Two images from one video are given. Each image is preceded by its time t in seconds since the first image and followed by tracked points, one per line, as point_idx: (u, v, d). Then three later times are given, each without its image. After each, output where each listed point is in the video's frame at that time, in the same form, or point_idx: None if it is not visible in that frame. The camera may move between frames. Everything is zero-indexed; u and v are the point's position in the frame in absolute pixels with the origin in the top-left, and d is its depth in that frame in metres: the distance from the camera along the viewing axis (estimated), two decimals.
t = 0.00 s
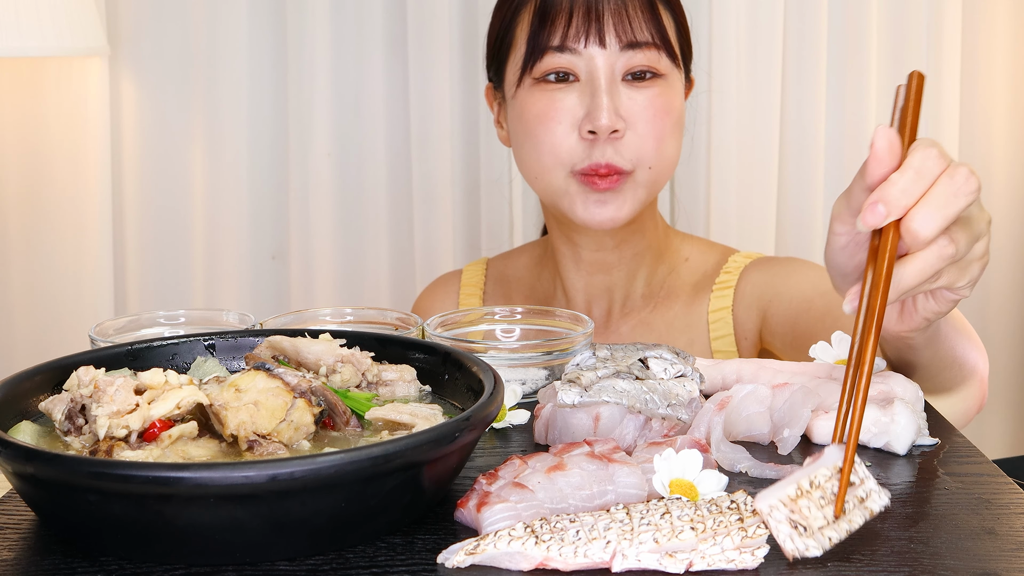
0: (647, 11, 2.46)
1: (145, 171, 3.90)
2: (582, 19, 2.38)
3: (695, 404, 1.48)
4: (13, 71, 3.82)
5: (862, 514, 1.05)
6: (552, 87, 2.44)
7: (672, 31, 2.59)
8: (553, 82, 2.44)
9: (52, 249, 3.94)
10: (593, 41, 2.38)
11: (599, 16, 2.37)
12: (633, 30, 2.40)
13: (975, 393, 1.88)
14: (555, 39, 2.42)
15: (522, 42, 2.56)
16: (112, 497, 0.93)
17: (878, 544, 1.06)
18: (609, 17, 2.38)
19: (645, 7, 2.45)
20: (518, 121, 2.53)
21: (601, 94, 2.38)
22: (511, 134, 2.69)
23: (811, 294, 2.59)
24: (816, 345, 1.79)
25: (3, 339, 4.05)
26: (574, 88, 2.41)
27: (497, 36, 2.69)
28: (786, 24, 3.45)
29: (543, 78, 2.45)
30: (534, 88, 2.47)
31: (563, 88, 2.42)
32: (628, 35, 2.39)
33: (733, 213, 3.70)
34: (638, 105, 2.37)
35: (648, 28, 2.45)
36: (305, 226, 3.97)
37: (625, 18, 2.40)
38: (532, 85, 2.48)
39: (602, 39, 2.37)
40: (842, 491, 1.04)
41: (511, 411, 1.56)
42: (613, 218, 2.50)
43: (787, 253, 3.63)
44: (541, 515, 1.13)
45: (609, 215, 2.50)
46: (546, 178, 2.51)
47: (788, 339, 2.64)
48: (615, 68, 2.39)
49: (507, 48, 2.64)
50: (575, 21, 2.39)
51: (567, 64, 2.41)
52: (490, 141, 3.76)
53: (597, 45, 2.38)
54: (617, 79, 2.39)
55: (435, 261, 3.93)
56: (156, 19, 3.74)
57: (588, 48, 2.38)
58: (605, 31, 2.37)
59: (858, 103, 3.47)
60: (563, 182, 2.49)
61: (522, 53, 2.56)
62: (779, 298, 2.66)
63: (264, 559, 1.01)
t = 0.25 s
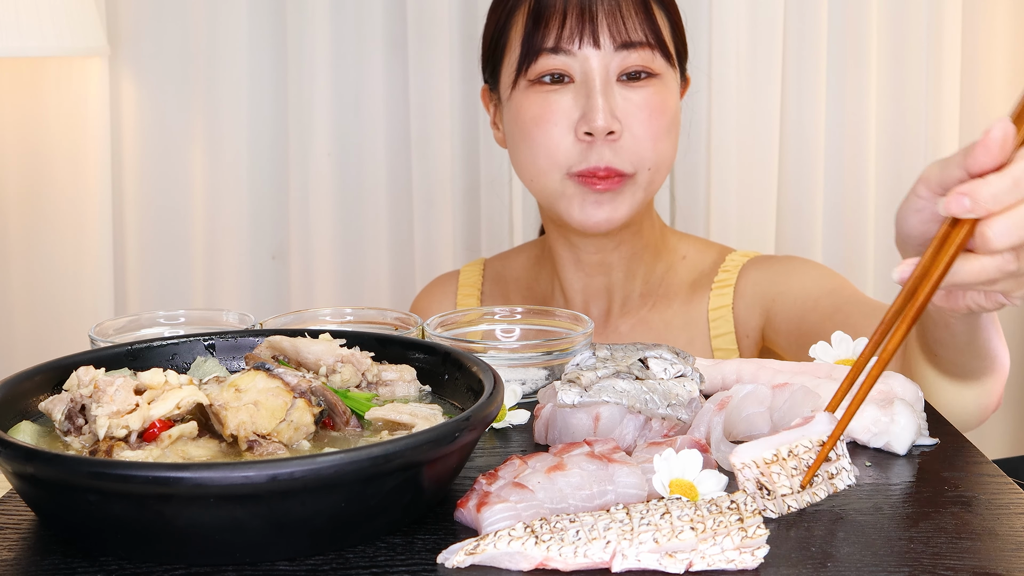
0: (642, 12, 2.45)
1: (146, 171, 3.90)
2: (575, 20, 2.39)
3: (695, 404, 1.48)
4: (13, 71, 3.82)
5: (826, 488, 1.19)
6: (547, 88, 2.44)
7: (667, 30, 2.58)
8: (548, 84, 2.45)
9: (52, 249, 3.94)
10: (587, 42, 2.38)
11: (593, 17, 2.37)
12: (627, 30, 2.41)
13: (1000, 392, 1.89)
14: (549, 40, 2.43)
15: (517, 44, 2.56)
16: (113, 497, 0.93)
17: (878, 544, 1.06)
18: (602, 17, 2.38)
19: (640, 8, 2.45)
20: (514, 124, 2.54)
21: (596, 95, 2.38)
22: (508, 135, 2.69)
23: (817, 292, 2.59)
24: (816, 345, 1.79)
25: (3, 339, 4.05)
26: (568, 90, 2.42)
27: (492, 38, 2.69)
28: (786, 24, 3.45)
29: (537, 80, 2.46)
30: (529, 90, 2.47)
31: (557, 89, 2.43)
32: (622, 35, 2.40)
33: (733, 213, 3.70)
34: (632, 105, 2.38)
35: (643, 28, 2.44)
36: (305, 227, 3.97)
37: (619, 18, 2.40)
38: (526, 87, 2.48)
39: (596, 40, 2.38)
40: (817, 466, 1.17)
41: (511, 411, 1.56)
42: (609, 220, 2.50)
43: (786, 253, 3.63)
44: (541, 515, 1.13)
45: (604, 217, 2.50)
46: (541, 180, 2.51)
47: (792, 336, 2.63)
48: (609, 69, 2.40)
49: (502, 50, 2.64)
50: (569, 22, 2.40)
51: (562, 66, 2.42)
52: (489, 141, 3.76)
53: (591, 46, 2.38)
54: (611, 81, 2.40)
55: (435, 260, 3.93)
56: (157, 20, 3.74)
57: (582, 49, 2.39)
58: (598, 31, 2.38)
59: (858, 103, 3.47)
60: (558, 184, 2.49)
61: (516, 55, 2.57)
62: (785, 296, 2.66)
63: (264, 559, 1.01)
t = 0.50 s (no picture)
0: (642, 11, 2.45)
1: (146, 171, 3.90)
2: (575, 19, 2.39)
3: (695, 404, 1.48)
4: (12, 71, 3.82)
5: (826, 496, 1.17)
6: (547, 88, 2.44)
7: (666, 29, 2.58)
8: (548, 84, 2.45)
9: (52, 249, 3.94)
10: (587, 40, 2.38)
11: (593, 16, 2.37)
12: (626, 29, 2.41)
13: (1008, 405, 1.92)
14: (549, 39, 2.42)
15: (517, 44, 2.56)
16: (113, 497, 0.93)
17: (878, 544, 1.06)
18: (602, 16, 2.38)
19: (640, 7, 2.45)
20: (515, 123, 2.54)
21: (596, 93, 2.38)
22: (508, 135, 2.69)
23: (821, 297, 2.62)
24: (816, 345, 1.79)
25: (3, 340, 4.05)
26: (569, 88, 2.42)
27: (492, 38, 2.69)
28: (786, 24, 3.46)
29: (538, 80, 2.46)
30: (530, 89, 2.47)
31: (557, 89, 2.43)
32: (622, 34, 2.39)
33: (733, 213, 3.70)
34: (632, 104, 2.37)
35: (642, 27, 2.44)
36: (305, 226, 3.97)
37: (619, 17, 2.40)
38: (528, 86, 2.48)
39: (596, 38, 2.37)
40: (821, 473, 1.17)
41: (511, 411, 1.56)
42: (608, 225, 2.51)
43: (787, 253, 3.63)
44: (541, 515, 1.13)
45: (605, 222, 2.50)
46: (543, 183, 2.52)
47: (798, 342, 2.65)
48: (610, 67, 2.39)
49: (502, 50, 2.64)
50: (569, 21, 2.40)
51: (562, 65, 2.42)
52: (489, 140, 3.76)
53: (591, 44, 2.38)
54: (611, 79, 2.39)
55: (435, 260, 3.93)
56: (156, 19, 3.74)
57: (582, 48, 2.39)
58: (599, 30, 2.37)
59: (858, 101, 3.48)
60: (559, 183, 2.49)
61: (517, 54, 2.57)
62: (793, 300, 2.67)
63: (264, 559, 1.01)
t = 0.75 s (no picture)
0: (643, 9, 2.45)
1: (146, 171, 3.90)
2: (577, 17, 2.38)
3: (695, 404, 1.48)
4: (12, 71, 3.82)
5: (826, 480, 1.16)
6: (549, 85, 2.43)
7: (667, 28, 2.58)
8: (550, 82, 2.44)
9: (52, 249, 3.94)
10: (589, 38, 2.37)
11: (594, 15, 2.37)
12: (628, 27, 2.40)
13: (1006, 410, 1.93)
14: (551, 38, 2.42)
15: (519, 43, 2.56)
16: (112, 497, 0.93)
17: (879, 544, 1.06)
18: (604, 14, 2.38)
19: (641, 6, 2.45)
20: (517, 121, 2.53)
21: (598, 91, 2.37)
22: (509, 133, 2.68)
23: (822, 300, 2.60)
24: (816, 345, 1.79)
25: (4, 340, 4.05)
26: (571, 87, 2.41)
27: (494, 37, 2.69)
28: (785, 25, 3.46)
29: (541, 78, 2.45)
30: (532, 88, 2.47)
31: (559, 86, 2.42)
32: (624, 32, 2.39)
33: (733, 213, 3.70)
34: (634, 102, 2.37)
35: (643, 25, 2.44)
36: (305, 226, 3.96)
37: (620, 15, 2.40)
38: (530, 84, 2.47)
39: (597, 36, 2.36)
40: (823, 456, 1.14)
41: (511, 411, 1.56)
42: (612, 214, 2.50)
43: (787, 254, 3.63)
44: (541, 515, 1.13)
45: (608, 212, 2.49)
46: (545, 176, 2.51)
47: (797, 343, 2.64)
48: (611, 65, 2.37)
49: (504, 49, 2.64)
50: (570, 20, 2.40)
51: (564, 64, 2.40)
52: (489, 140, 3.76)
53: (593, 43, 2.37)
54: (613, 77, 2.38)
55: (435, 260, 3.94)
56: (156, 19, 3.73)
57: (583, 46, 2.38)
58: (600, 28, 2.36)
59: (858, 101, 3.46)
60: (561, 182, 2.49)
61: (519, 53, 2.56)
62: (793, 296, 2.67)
63: (264, 559, 1.01)
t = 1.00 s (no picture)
0: (639, 6, 2.47)
1: (146, 170, 3.90)
2: (572, 15, 2.41)
3: (695, 404, 1.48)
4: (11, 71, 3.82)
5: (822, 415, 1.34)
6: (547, 83, 2.45)
7: (665, 26, 2.58)
8: (548, 79, 2.45)
9: (52, 249, 3.94)
10: (585, 36, 2.40)
11: (589, 13, 2.39)
12: (623, 24, 2.42)
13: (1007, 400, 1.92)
14: (547, 37, 2.45)
15: (517, 43, 2.58)
16: (112, 497, 0.93)
17: (879, 544, 1.06)
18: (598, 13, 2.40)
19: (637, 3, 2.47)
20: (514, 120, 2.54)
21: (594, 88, 2.39)
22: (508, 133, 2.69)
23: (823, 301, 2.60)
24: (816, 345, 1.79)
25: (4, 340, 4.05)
26: (567, 84, 2.43)
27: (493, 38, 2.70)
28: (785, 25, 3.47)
29: (537, 76, 2.47)
30: (528, 86, 2.48)
31: (557, 84, 2.43)
32: (619, 29, 2.41)
33: (733, 213, 3.70)
34: (631, 99, 2.38)
35: (639, 22, 2.45)
36: (305, 226, 3.96)
37: (615, 13, 2.42)
38: (526, 83, 2.49)
39: (593, 34, 2.39)
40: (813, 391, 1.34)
41: (511, 411, 1.56)
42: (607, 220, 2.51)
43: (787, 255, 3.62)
44: (541, 515, 1.13)
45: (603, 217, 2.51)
46: (543, 180, 2.51)
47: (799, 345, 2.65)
48: (607, 62, 2.41)
49: (502, 49, 2.65)
50: (566, 18, 2.42)
51: (561, 61, 2.43)
52: (489, 140, 3.76)
53: (588, 40, 2.40)
54: (609, 74, 2.41)
55: (435, 260, 3.94)
56: (156, 19, 3.74)
57: (580, 44, 2.40)
58: (595, 25, 2.39)
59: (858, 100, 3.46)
60: (560, 182, 2.48)
61: (516, 52, 2.58)
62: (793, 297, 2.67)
63: (264, 559, 1.01)
